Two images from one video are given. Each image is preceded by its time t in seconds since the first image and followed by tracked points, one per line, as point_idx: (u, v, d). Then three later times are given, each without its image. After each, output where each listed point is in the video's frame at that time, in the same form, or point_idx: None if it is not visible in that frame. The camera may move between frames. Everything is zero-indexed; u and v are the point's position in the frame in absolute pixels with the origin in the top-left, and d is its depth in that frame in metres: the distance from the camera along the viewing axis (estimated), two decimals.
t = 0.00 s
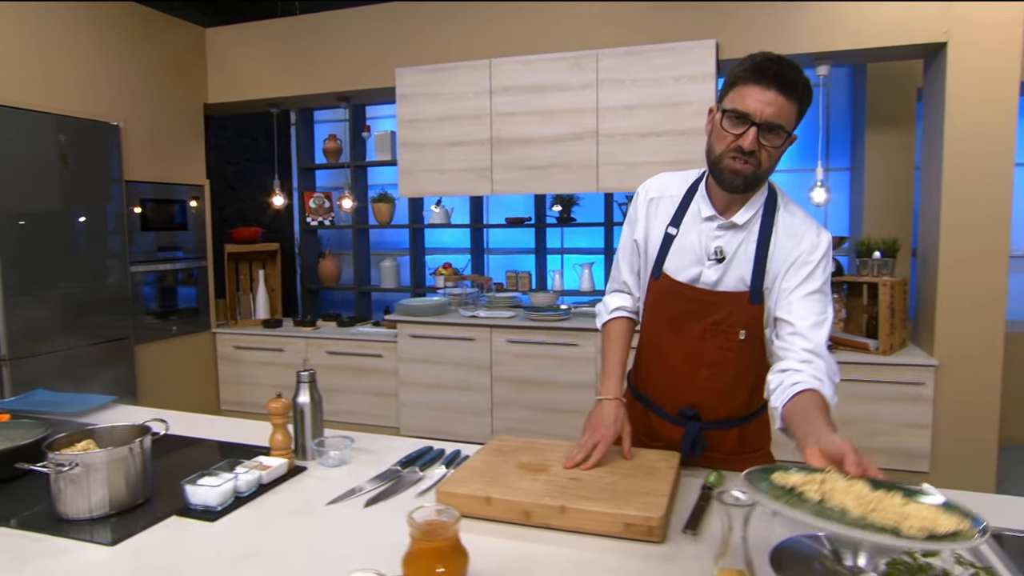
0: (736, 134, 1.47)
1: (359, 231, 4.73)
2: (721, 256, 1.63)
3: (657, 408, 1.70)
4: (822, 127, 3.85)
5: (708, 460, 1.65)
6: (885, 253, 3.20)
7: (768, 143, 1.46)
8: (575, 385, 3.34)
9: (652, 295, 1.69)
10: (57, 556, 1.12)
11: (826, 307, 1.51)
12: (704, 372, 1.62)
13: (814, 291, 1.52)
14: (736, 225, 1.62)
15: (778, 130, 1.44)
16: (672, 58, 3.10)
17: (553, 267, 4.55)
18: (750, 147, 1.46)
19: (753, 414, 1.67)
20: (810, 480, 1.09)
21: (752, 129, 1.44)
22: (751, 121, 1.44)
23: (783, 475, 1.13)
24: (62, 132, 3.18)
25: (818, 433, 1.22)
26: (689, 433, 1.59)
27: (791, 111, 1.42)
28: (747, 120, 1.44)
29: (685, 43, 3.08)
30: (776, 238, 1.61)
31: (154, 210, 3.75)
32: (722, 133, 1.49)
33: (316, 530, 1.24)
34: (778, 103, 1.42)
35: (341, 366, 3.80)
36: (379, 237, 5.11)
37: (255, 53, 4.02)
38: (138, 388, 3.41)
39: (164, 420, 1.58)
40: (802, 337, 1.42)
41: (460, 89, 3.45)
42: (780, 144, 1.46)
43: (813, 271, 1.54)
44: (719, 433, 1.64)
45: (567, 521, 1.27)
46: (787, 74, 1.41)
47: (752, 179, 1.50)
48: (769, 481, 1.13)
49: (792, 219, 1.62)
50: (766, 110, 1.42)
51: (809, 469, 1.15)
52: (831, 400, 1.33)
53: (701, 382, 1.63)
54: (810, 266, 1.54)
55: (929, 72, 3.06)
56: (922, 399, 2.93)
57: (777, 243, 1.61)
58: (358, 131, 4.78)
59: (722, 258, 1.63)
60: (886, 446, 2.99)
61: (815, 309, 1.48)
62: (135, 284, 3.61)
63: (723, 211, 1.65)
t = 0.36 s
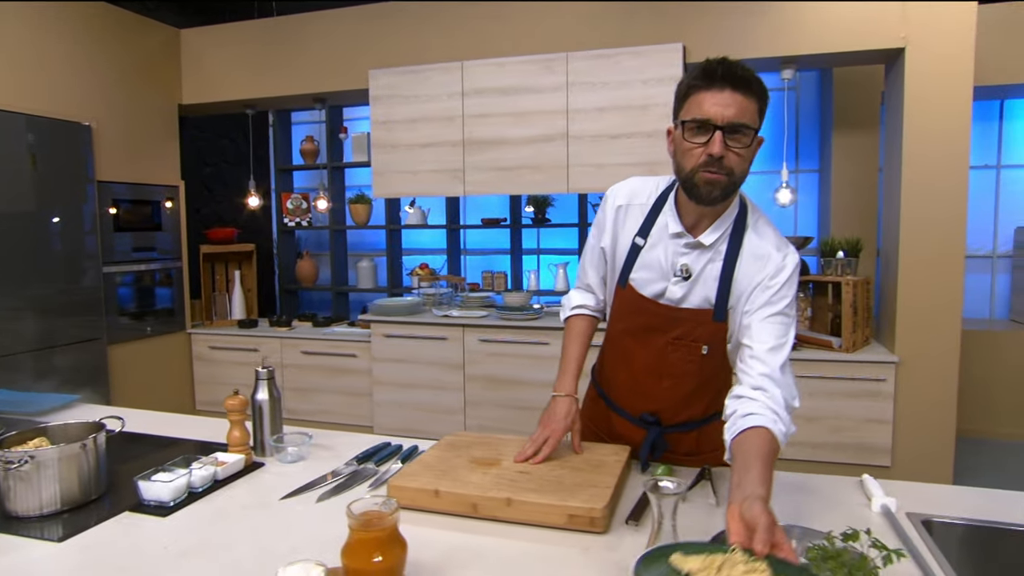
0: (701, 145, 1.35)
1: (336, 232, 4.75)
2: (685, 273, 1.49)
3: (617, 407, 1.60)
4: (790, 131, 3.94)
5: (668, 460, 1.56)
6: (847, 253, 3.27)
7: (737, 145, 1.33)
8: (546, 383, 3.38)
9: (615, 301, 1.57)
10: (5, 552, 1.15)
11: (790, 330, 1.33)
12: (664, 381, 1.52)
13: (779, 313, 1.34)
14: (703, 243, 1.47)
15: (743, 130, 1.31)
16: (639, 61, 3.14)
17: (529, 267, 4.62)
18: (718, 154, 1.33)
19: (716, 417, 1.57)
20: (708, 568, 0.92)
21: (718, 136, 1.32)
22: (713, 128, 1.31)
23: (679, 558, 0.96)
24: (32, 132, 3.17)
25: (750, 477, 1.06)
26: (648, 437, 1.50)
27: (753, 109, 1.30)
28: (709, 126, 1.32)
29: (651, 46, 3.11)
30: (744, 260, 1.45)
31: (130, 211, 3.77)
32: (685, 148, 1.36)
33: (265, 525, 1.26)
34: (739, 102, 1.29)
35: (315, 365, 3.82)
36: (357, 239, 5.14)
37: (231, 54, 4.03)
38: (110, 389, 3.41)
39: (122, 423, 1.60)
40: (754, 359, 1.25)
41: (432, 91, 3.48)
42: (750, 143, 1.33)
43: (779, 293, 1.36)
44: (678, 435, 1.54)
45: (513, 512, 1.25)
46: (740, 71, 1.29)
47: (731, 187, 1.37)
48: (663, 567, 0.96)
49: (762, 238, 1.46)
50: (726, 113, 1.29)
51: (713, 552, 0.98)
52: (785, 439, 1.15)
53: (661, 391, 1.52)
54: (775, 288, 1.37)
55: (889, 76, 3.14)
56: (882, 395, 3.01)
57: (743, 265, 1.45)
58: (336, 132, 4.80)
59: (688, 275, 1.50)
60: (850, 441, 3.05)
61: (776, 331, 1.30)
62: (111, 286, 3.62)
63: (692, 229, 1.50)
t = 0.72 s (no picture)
0: (685, 162, 1.25)
1: (327, 233, 4.75)
2: (662, 282, 1.47)
3: (599, 408, 1.63)
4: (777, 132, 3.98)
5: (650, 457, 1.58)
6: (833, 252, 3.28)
7: (719, 178, 1.24)
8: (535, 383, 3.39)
9: (594, 308, 1.59)
10: None
11: (766, 344, 1.28)
12: (642, 384, 1.54)
13: (754, 325, 1.29)
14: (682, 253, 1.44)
15: (731, 166, 1.22)
16: (625, 62, 3.16)
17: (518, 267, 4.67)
18: (696, 179, 1.24)
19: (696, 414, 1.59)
20: None
21: (704, 162, 1.22)
22: (702, 152, 1.21)
23: None
24: (17, 133, 3.15)
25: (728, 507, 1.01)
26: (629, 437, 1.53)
27: (747, 148, 1.20)
28: (700, 148, 1.21)
29: (637, 46, 3.13)
30: (721, 272, 1.41)
31: (119, 212, 3.76)
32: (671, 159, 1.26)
33: (241, 528, 1.27)
34: (737, 136, 1.18)
35: (304, 366, 3.83)
36: (348, 240, 5.15)
37: (220, 55, 4.04)
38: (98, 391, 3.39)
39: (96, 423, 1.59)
40: (725, 373, 1.21)
41: (419, 92, 3.49)
42: (732, 179, 1.24)
43: (755, 305, 1.32)
44: (658, 434, 1.57)
45: (494, 513, 1.20)
46: (754, 104, 1.17)
47: (696, 212, 1.30)
48: None
49: (739, 249, 1.42)
50: (721, 142, 1.18)
51: None
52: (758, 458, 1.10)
53: (640, 393, 1.55)
54: (751, 300, 1.32)
55: (872, 77, 3.17)
56: (866, 393, 3.03)
57: (720, 277, 1.41)
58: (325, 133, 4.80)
59: (665, 282, 1.48)
60: (836, 438, 3.07)
61: (750, 344, 1.25)
62: (101, 287, 3.62)
63: (670, 237, 1.47)
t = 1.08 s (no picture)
0: (698, 162, 1.23)
1: (324, 233, 4.73)
2: (675, 289, 1.45)
3: (604, 412, 1.59)
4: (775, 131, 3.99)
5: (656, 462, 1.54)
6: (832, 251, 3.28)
7: (737, 171, 1.21)
8: (535, 384, 3.38)
9: (602, 312, 1.55)
10: None
11: (783, 354, 1.26)
12: (651, 389, 1.50)
13: (771, 334, 1.27)
14: (696, 260, 1.42)
15: (746, 156, 1.19)
16: (624, 62, 3.15)
17: (516, 267, 4.67)
18: (714, 176, 1.22)
19: (702, 419, 1.56)
20: None
21: (717, 156, 1.20)
22: (713, 147, 1.19)
23: None
24: (11, 135, 3.13)
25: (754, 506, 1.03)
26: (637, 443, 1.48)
27: (760, 133, 1.17)
28: (709, 144, 1.20)
29: (636, 46, 3.12)
30: (736, 278, 1.38)
31: (115, 214, 3.74)
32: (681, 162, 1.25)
33: (241, 537, 1.25)
34: (747, 123, 1.17)
35: (303, 367, 3.82)
36: (345, 241, 5.14)
37: (216, 56, 4.02)
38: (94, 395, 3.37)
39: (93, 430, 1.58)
40: (741, 384, 1.19)
41: (417, 92, 3.48)
42: (750, 169, 1.21)
43: (772, 314, 1.29)
44: (667, 439, 1.53)
45: (501, 521, 1.19)
46: (755, 89, 1.16)
47: (722, 211, 1.26)
48: None
49: (755, 254, 1.39)
50: (731, 133, 1.17)
51: None
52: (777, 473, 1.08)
53: (648, 399, 1.50)
54: (767, 309, 1.30)
55: (870, 76, 3.17)
56: (867, 391, 3.03)
57: (735, 283, 1.38)
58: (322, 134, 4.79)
59: (679, 290, 1.45)
60: (836, 437, 3.08)
61: (767, 354, 1.23)
62: (97, 289, 3.60)
63: (684, 245, 1.44)
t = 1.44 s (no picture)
0: (721, 171, 1.22)
1: (318, 235, 4.70)
2: (696, 296, 1.44)
3: (619, 420, 1.59)
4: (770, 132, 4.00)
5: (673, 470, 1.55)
6: (830, 252, 3.29)
7: (761, 177, 1.20)
8: (535, 387, 3.37)
9: (618, 318, 1.54)
10: None
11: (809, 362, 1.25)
12: (668, 398, 1.49)
13: (796, 343, 1.25)
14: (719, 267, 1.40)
15: (770, 162, 1.18)
16: (624, 63, 3.14)
17: (512, 268, 4.65)
18: (737, 185, 1.21)
19: (718, 425, 1.57)
20: None
21: (741, 165, 1.18)
22: (737, 155, 1.18)
23: None
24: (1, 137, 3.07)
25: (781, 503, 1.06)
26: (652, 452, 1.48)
27: (784, 138, 1.16)
28: (732, 153, 1.19)
29: (636, 47, 3.11)
30: (759, 285, 1.37)
31: (107, 217, 3.69)
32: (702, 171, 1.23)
33: (249, 555, 1.23)
34: (771, 128, 1.15)
35: (297, 371, 3.79)
36: (339, 242, 5.11)
37: (210, 57, 3.98)
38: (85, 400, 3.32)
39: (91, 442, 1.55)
40: (767, 396, 1.18)
41: (414, 93, 3.46)
42: (774, 175, 1.20)
43: (796, 322, 1.28)
44: (684, 447, 1.54)
45: (517, 535, 1.17)
46: (774, 94, 1.15)
47: (747, 218, 1.25)
48: None
49: (779, 261, 1.37)
50: (753, 139, 1.16)
51: None
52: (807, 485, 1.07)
53: (665, 407, 1.50)
54: (792, 317, 1.28)
55: (868, 77, 3.18)
56: (866, 393, 3.04)
57: (759, 291, 1.37)
58: (316, 136, 4.76)
59: (700, 296, 1.44)
60: (836, 438, 3.08)
61: (793, 363, 1.22)
62: (89, 293, 3.55)
63: (705, 250, 1.43)
